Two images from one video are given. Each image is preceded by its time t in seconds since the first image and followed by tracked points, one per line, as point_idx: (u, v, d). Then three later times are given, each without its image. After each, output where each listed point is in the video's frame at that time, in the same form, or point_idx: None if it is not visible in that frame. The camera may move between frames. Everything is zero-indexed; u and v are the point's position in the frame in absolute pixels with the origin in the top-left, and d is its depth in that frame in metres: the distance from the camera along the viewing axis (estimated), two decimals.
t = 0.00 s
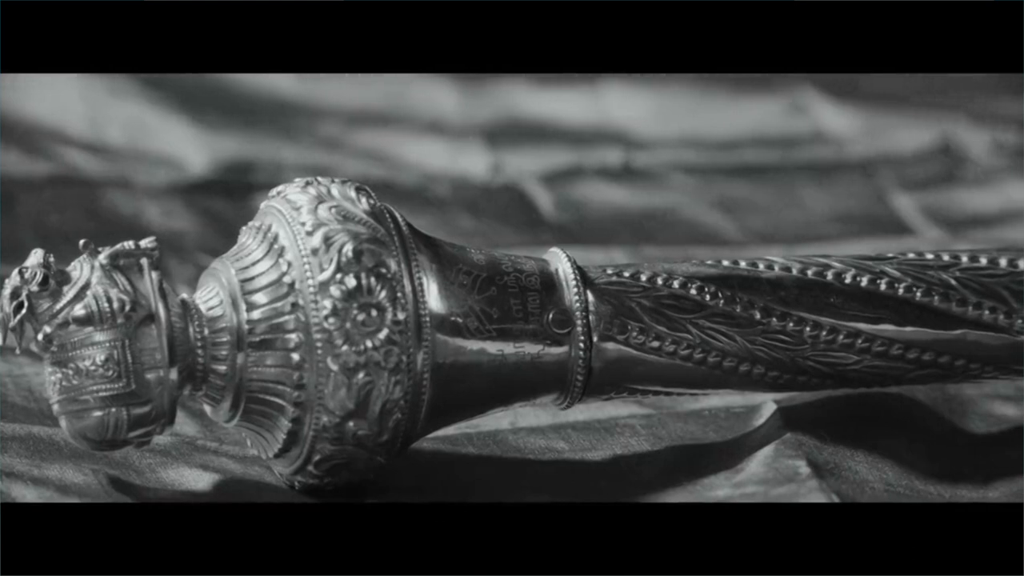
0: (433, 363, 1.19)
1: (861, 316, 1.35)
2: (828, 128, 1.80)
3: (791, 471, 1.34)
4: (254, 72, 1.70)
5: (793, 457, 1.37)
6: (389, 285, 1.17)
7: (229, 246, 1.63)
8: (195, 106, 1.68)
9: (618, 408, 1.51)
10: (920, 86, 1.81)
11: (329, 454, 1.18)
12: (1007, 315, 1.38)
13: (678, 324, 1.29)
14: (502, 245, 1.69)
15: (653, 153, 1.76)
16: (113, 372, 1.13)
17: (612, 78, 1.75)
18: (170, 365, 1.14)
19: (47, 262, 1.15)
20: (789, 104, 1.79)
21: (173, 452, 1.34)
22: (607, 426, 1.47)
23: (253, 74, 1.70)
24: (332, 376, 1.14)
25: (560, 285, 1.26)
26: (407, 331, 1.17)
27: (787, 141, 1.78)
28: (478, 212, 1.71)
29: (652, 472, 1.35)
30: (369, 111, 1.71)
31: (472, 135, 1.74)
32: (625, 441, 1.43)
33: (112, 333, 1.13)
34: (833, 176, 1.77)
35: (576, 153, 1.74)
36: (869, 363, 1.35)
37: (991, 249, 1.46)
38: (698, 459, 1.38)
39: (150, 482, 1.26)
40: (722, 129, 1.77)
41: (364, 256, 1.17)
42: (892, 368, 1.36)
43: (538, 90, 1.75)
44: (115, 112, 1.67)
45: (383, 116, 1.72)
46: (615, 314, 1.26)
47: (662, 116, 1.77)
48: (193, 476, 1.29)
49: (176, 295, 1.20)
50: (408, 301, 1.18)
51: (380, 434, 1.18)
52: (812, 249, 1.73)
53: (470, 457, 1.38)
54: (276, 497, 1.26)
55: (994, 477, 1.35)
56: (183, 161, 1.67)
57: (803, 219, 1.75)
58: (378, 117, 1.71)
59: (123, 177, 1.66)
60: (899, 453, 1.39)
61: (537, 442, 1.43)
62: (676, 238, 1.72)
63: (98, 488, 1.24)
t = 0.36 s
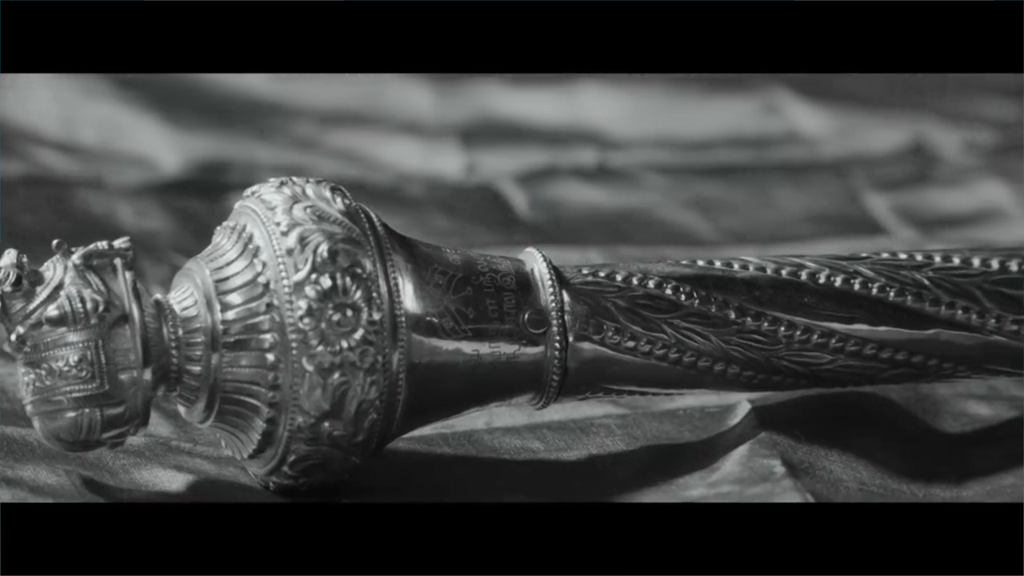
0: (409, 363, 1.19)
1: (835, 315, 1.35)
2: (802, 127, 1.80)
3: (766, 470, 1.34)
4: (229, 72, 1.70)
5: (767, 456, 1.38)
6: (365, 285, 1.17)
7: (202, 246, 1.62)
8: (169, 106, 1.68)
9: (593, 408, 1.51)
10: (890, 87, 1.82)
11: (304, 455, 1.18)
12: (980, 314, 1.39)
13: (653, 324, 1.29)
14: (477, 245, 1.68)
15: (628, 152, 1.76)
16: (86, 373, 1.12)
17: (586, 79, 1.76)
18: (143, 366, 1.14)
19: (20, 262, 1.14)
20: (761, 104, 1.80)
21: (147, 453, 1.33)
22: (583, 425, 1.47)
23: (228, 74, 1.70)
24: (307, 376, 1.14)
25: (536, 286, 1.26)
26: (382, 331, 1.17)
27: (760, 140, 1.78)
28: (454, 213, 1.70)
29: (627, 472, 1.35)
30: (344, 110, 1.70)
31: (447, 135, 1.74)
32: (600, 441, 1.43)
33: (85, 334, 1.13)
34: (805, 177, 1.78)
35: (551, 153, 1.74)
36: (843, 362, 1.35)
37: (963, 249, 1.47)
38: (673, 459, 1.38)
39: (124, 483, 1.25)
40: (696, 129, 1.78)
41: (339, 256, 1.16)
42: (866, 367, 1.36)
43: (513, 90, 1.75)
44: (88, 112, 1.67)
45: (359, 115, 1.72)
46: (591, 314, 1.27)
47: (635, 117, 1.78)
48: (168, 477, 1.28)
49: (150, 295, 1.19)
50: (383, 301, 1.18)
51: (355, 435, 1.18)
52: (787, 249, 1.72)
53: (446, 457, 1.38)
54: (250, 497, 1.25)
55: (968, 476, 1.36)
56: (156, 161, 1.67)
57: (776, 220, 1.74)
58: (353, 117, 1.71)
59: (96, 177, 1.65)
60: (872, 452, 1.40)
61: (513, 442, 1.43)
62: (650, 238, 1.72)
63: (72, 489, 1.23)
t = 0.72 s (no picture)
0: (383, 364, 1.19)
1: (808, 315, 1.35)
2: (773, 128, 1.80)
3: (740, 470, 1.35)
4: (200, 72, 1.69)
5: (742, 455, 1.38)
6: (339, 285, 1.16)
7: (175, 246, 1.63)
8: (140, 107, 1.67)
9: (567, 408, 1.51)
10: (860, 87, 1.82)
11: (279, 456, 1.18)
12: (952, 314, 1.39)
13: (628, 324, 1.30)
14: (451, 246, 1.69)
15: (601, 152, 1.75)
16: (59, 374, 1.12)
17: (558, 79, 1.75)
18: (117, 366, 1.13)
19: None
20: (733, 105, 1.79)
21: (119, 454, 1.32)
22: (557, 425, 1.48)
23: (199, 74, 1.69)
24: (282, 376, 1.14)
25: (510, 286, 1.27)
26: (357, 331, 1.17)
27: (731, 141, 1.78)
28: (427, 212, 1.71)
29: (602, 472, 1.35)
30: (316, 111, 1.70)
31: (420, 135, 1.74)
32: (575, 441, 1.43)
33: (58, 334, 1.12)
34: (778, 176, 1.78)
35: (524, 153, 1.74)
36: (817, 362, 1.36)
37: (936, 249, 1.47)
38: (648, 459, 1.39)
39: (97, 484, 1.25)
40: (669, 129, 1.77)
41: (314, 256, 1.16)
42: (840, 366, 1.37)
43: (486, 90, 1.74)
44: (60, 112, 1.65)
45: (331, 115, 1.71)
46: (565, 314, 1.27)
47: (608, 117, 1.77)
48: (140, 478, 1.27)
49: (122, 296, 1.19)
50: (358, 301, 1.17)
51: (330, 435, 1.18)
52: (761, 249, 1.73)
53: (420, 457, 1.38)
54: (224, 497, 1.25)
55: (940, 475, 1.37)
56: (128, 161, 1.66)
57: (749, 220, 1.75)
58: (326, 117, 1.70)
59: (68, 177, 1.64)
60: (845, 451, 1.41)
61: (487, 442, 1.43)
62: (624, 238, 1.72)
63: (44, 490, 1.23)
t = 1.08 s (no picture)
0: (356, 363, 1.19)
1: (779, 315, 1.36)
2: (744, 129, 1.80)
3: (712, 469, 1.36)
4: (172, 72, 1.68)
5: (714, 454, 1.39)
6: (312, 285, 1.16)
7: (145, 246, 1.62)
8: (111, 107, 1.66)
9: (540, 408, 1.52)
10: (830, 88, 1.82)
11: (251, 456, 1.18)
12: (922, 313, 1.40)
13: (601, 324, 1.30)
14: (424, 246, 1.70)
15: (574, 152, 1.75)
16: (30, 374, 1.11)
17: (529, 79, 1.75)
18: (87, 367, 1.13)
19: None
20: (705, 104, 1.80)
21: (89, 454, 1.32)
22: (530, 425, 1.48)
23: (170, 74, 1.67)
24: (254, 376, 1.14)
25: (484, 285, 1.27)
26: (329, 331, 1.17)
27: (703, 141, 1.79)
28: (399, 212, 1.71)
29: (575, 472, 1.36)
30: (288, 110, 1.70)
31: (392, 135, 1.74)
32: (547, 441, 1.44)
33: (28, 335, 1.12)
34: (749, 176, 1.78)
35: (496, 154, 1.74)
36: (788, 361, 1.36)
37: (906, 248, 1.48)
38: (620, 458, 1.39)
39: (68, 485, 1.24)
40: (641, 129, 1.77)
41: (286, 256, 1.16)
42: (811, 365, 1.38)
43: (456, 90, 1.74)
44: (30, 112, 1.65)
45: (302, 115, 1.71)
46: (538, 313, 1.27)
47: (581, 117, 1.76)
48: (111, 479, 1.27)
49: (93, 296, 1.18)
50: (331, 301, 1.17)
51: (302, 435, 1.18)
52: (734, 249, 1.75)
53: (393, 457, 1.38)
54: (196, 497, 1.25)
55: (911, 474, 1.38)
56: (98, 160, 1.65)
57: (722, 219, 1.75)
58: (298, 117, 1.70)
59: (38, 176, 1.63)
60: (816, 449, 1.41)
61: (460, 442, 1.43)
62: (597, 237, 1.73)
63: (15, 491, 1.23)
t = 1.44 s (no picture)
0: (326, 363, 1.19)
1: (749, 314, 1.36)
2: (713, 129, 1.80)
3: (682, 468, 1.36)
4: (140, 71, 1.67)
5: (684, 453, 1.39)
6: (281, 285, 1.16)
7: (113, 247, 1.61)
8: (77, 107, 1.66)
9: (510, 407, 1.52)
10: (800, 87, 1.81)
11: (221, 456, 1.17)
12: (891, 312, 1.41)
13: (572, 324, 1.31)
14: (394, 245, 1.69)
15: (544, 152, 1.75)
16: None
17: (499, 79, 1.76)
18: (56, 367, 1.13)
19: None
20: (675, 105, 1.80)
21: (58, 455, 1.31)
22: (500, 425, 1.48)
23: (139, 74, 1.67)
24: (223, 376, 1.13)
25: (454, 285, 1.27)
26: (299, 331, 1.17)
27: (672, 141, 1.79)
28: (369, 212, 1.70)
29: (545, 471, 1.36)
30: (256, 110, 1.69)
31: (362, 135, 1.73)
32: (518, 441, 1.44)
33: None
34: (718, 175, 1.79)
35: (465, 153, 1.74)
36: (758, 360, 1.37)
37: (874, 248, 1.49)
38: (591, 458, 1.40)
39: (36, 485, 1.24)
40: (611, 129, 1.78)
41: (255, 256, 1.16)
42: (780, 364, 1.38)
43: (427, 90, 1.74)
44: None
45: (270, 115, 1.70)
46: (509, 313, 1.28)
47: (552, 117, 1.77)
48: (80, 479, 1.26)
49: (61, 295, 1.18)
50: (301, 301, 1.17)
51: (272, 435, 1.18)
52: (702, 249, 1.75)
53: (364, 457, 1.38)
54: (166, 497, 1.24)
55: (879, 472, 1.39)
56: (65, 160, 1.64)
57: (690, 219, 1.76)
58: (266, 117, 1.70)
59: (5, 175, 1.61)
60: (785, 449, 1.42)
61: (431, 441, 1.43)
62: (566, 238, 1.73)
63: None
